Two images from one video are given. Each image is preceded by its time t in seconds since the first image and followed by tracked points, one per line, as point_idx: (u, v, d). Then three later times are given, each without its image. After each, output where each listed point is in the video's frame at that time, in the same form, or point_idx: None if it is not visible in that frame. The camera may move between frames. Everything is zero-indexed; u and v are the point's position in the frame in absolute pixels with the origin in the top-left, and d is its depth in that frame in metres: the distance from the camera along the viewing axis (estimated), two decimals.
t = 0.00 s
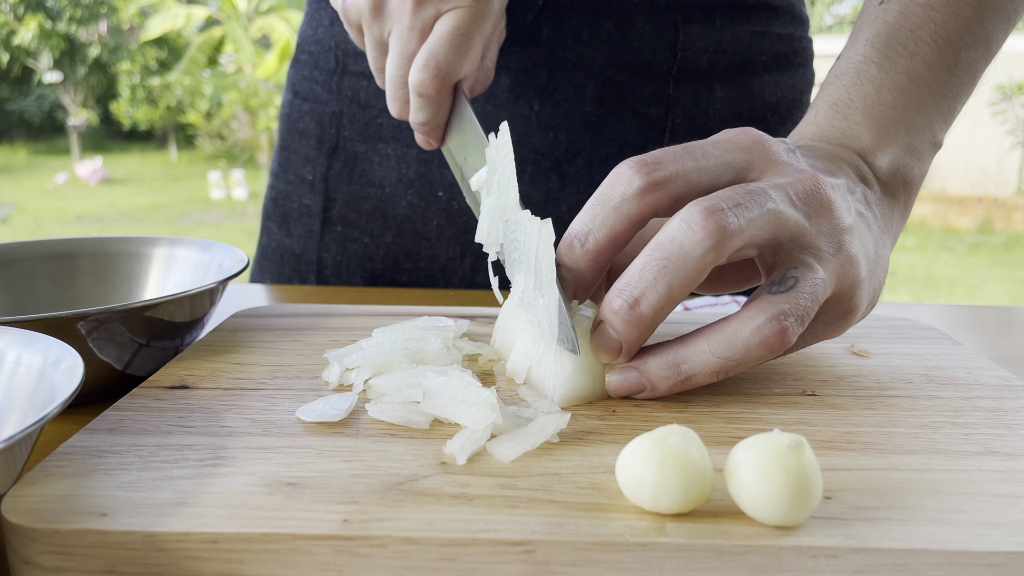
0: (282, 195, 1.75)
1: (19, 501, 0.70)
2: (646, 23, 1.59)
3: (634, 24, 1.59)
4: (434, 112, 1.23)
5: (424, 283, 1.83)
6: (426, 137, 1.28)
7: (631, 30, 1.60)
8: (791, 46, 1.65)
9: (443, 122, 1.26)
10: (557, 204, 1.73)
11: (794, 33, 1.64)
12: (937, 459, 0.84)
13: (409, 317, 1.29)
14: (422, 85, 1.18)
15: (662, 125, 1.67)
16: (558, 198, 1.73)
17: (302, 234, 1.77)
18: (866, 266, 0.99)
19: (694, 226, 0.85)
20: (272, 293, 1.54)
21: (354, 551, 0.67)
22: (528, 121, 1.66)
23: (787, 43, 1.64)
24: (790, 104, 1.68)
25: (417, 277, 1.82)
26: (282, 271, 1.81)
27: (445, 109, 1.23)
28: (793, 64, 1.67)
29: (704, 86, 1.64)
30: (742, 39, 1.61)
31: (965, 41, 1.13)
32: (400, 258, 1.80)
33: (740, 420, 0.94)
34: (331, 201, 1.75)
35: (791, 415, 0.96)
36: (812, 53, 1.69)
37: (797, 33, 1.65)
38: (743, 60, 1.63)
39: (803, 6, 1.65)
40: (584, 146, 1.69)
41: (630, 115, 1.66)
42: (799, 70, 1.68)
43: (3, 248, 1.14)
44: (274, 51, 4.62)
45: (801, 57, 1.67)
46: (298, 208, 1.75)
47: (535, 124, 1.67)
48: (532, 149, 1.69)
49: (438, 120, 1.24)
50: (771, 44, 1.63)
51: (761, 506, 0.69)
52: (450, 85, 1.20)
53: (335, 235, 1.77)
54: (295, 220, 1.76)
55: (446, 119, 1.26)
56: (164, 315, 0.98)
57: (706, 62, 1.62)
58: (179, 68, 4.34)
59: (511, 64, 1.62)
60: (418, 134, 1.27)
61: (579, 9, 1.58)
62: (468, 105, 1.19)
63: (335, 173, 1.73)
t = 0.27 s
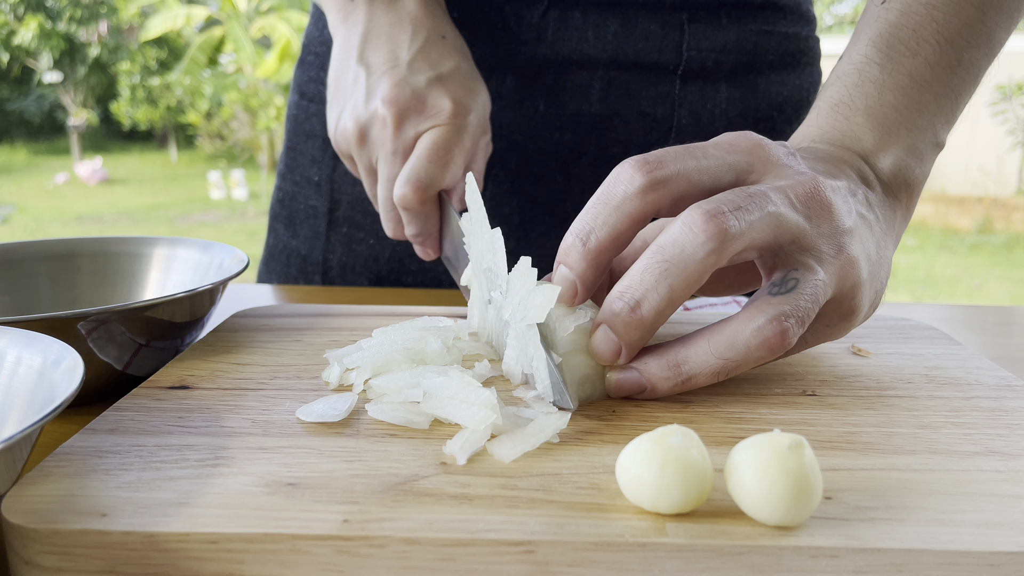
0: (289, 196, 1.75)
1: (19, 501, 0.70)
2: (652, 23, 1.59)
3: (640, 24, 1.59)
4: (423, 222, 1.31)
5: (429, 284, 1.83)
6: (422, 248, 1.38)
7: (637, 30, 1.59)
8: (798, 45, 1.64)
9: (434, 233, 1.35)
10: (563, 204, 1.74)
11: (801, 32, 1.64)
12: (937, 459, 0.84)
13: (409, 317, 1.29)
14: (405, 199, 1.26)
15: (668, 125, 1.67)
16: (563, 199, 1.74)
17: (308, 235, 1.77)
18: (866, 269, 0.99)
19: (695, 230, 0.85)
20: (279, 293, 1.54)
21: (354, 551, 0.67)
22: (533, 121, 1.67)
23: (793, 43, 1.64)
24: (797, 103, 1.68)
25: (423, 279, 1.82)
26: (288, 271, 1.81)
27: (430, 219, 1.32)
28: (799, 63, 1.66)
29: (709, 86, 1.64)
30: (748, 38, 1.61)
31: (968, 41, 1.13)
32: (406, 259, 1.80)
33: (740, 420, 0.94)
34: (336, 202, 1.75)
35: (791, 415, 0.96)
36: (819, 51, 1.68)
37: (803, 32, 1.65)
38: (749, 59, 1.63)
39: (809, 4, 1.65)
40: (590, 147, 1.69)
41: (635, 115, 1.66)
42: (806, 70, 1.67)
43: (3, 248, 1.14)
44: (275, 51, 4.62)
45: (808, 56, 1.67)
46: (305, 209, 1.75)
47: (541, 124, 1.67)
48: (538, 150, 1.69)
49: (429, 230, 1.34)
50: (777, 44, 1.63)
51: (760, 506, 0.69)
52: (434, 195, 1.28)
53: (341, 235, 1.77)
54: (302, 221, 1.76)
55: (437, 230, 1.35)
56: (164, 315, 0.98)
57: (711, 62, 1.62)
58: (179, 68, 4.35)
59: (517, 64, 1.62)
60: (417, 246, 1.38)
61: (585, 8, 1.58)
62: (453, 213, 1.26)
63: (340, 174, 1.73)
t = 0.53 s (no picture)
0: (286, 195, 1.75)
1: (19, 500, 0.70)
2: (649, 23, 1.59)
3: (637, 24, 1.59)
4: (404, 122, 1.20)
5: (426, 283, 1.83)
6: (405, 150, 1.26)
7: (634, 30, 1.59)
8: (796, 46, 1.65)
9: (416, 130, 1.23)
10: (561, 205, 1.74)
11: (799, 32, 1.65)
12: (937, 459, 0.84)
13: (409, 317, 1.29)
14: (380, 87, 1.14)
15: (665, 126, 1.67)
16: (559, 199, 1.73)
17: (305, 234, 1.77)
18: (873, 278, 0.99)
19: (703, 236, 0.85)
20: (278, 293, 1.54)
21: (354, 551, 0.67)
22: (529, 121, 1.67)
23: (792, 43, 1.64)
24: (794, 105, 1.68)
25: (419, 278, 1.82)
26: (286, 271, 1.81)
27: (412, 114, 1.19)
28: (798, 64, 1.66)
29: (707, 87, 1.64)
30: (745, 38, 1.61)
31: (981, 49, 1.14)
32: (402, 258, 1.80)
33: (740, 420, 0.94)
34: (333, 201, 1.75)
35: (791, 415, 0.96)
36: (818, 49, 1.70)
37: (802, 33, 1.65)
38: (747, 59, 1.63)
39: (809, 5, 1.66)
40: (587, 146, 1.69)
41: (632, 116, 1.66)
42: (804, 70, 1.68)
43: (3, 248, 1.14)
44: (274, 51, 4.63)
45: (806, 57, 1.67)
46: (302, 209, 1.75)
47: (536, 125, 1.67)
48: (535, 150, 1.69)
49: (410, 130, 1.22)
50: (775, 44, 1.63)
51: (761, 506, 0.69)
52: (410, 86, 1.16)
53: (338, 234, 1.77)
54: (299, 220, 1.76)
55: (419, 127, 1.24)
56: (164, 315, 0.98)
57: (708, 62, 1.62)
58: (179, 67, 4.35)
59: (514, 64, 1.62)
60: (400, 150, 1.27)
61: (581, 8, 1.58)
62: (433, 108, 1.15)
63: (338, 173, 1.73)
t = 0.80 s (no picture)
0: (287, 195, 1.75)
1: (19, 500, 0.70)
2: (651, 23, 1.59)
3: (639, 24, 1.59)
4: (433, 86, 1.17)
5: (427, 283, 1.82)
6: (421, 112, 1.22)
7: (636, 30, 1.59)
8: (798, 46, 1.65)
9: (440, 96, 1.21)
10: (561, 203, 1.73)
11: (802, 33, 1.65)
12: (937, 459, 0.84)
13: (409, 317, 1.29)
14: (419, 57, 1.13)
15: (666, 126, 1.67)
16: (561, 198, 1.73)
17: (306, 233, 1.77)
18: (872, 276, 0.98)
19: (698, 231, 0.86)
20: (278, 293, 1.54)
21: (354, 551, 0.67)
22: (532, 120, 1.67)
23: (794, 44, 1.64)
24: (795, 104, 1.68)
25: (421, 277, 1.81)
26: (286, 270, 1.81)
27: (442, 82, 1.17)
28: (798, 64, 1.67)
29: (709, 87, 1.64)
30: (748, 39, 1.61)
31: (978, 51, 1.14)
32: (403, 258, 1.79)
33: (740, 420, 0.94)
34: (335, 200, 1.75)
35: (791, 415, 0.96)
36: (820, 53, 1.69)
37: (804, 33, 1.66)
38: (749, 60, 1.63)
39: (812, 6, 1.66)
40: (588, 147, 1.69)
41: (634, 116, 1.66)
42: (805, 70, 1.68)
43: (3, 248, 1.14)
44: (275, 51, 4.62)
45: (807, 57, 1.67)
46: (302, 208, 1.75)
47: (539, 123, 1.67)
48: (536, 149, 1.69)
49: (435, 96, 1.19)
50: (777, 44, 1.63)
51: (760, 506, 0.69)
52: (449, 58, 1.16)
53: (338, 234, 1.77)
54: (300, 219, 1.76)
55: (443, 94, 1.21)
56: (164, 315, 0.98)
57: (711, 62, 1.62)
58: (179, 67, 4.34)
59: (515, 64, 1.62)
60: (413, 110, 1.22)
61: (583, 9, 1.58)
62: (466, 80, 1.15)
63: (339, 172, 1.73)
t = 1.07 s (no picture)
0: (292, 195, 1.75)
1: (19, 501, 0.70)
2: (656, 23, 1.59)
3: (645, 23, 1.59)
4: (433, 178, 1.26)
5: (433, 283, 1.83)
6: (423, 203, 1.32)
7: (641, 30, 1.60)
8: (802, 46, 1.64)
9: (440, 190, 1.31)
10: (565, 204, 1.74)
11: (805, 33, 1.64)
12: (937, 459, 0.84)
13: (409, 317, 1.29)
14: (419, 152, 1.21)
15: (672, 125, 1.67)
16: (567, 198, 1.73)
17: (312, 233, 1.77)
18: (871, 275, 0.98)
19: (697, 231, 0.86)
20: (283, 293, 1.54)
21: (354, 551, 0.67)
22: (538, 120, 1.67)
23: (798, 43, 1.64)
24: (801, 104, 1.68)
25: (427, 277, 1.82)
26: (291, 270, 1.81)
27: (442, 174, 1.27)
28: (803, 64, 1.66)
29: (714, 87, 1.64)
30: (753, 39, 1.61)
31: (977, 49, 1.14)
32: (409, 258, 1.80)
33: (740, 420, 0.94)
34: (340, 201, 1.75)
35: (791, 416, 0.96)
36: (825, 54, 1.68)
37: (808, 34, 1.65)
38: (753, 59, 1.63)
39: (815, 6, 1.65)
40: (594, 146, 1.69)
41: (639, 115, 1.66)
42: (809, 70, 1.67)
43: (3, 248, 1.14)
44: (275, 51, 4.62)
45: (811, 57, 1.67)
46: (308, 208, 1.75)
47: (544, 123, 1.67)
48: (541, 149, 1.69)
49: (435, 186, 1.28)
50: (782, 44, 1.62)
51: (760, 506, 0.69)
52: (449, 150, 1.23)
53: (344, 234, 1.77)
54: (305, 219, 1.76)
55: (443, 187, 1.30)
56: (164, 315, 0.98)
57: (716, 62, 1.62)
58: (179, 68, 4.34)
59: (521, 64, 1.62)
60: (416, 200, 1.32)
61: (589, 9, 1.58)
62: (468, 170, 1.23)
63: (345, 172, 1.73)
